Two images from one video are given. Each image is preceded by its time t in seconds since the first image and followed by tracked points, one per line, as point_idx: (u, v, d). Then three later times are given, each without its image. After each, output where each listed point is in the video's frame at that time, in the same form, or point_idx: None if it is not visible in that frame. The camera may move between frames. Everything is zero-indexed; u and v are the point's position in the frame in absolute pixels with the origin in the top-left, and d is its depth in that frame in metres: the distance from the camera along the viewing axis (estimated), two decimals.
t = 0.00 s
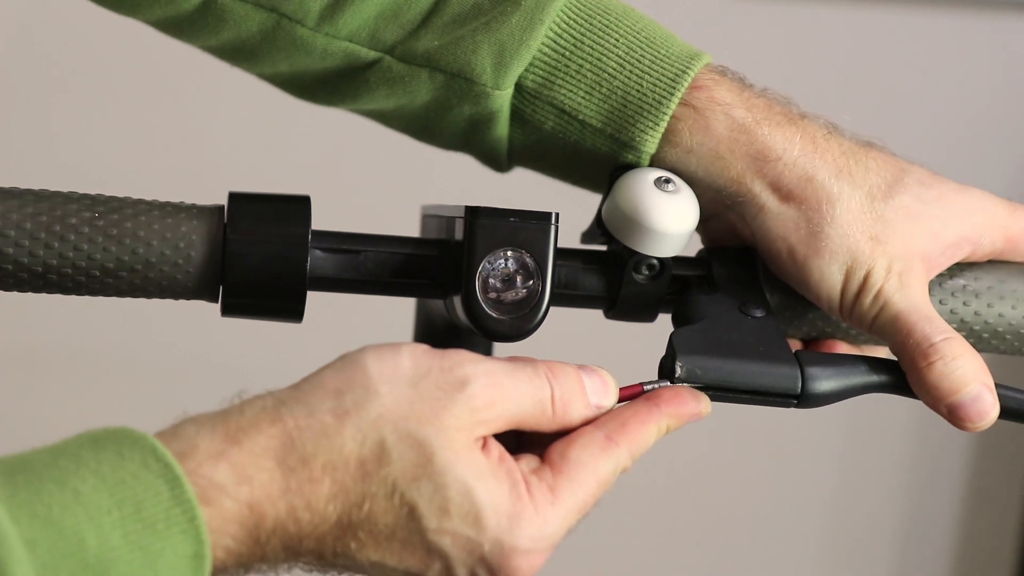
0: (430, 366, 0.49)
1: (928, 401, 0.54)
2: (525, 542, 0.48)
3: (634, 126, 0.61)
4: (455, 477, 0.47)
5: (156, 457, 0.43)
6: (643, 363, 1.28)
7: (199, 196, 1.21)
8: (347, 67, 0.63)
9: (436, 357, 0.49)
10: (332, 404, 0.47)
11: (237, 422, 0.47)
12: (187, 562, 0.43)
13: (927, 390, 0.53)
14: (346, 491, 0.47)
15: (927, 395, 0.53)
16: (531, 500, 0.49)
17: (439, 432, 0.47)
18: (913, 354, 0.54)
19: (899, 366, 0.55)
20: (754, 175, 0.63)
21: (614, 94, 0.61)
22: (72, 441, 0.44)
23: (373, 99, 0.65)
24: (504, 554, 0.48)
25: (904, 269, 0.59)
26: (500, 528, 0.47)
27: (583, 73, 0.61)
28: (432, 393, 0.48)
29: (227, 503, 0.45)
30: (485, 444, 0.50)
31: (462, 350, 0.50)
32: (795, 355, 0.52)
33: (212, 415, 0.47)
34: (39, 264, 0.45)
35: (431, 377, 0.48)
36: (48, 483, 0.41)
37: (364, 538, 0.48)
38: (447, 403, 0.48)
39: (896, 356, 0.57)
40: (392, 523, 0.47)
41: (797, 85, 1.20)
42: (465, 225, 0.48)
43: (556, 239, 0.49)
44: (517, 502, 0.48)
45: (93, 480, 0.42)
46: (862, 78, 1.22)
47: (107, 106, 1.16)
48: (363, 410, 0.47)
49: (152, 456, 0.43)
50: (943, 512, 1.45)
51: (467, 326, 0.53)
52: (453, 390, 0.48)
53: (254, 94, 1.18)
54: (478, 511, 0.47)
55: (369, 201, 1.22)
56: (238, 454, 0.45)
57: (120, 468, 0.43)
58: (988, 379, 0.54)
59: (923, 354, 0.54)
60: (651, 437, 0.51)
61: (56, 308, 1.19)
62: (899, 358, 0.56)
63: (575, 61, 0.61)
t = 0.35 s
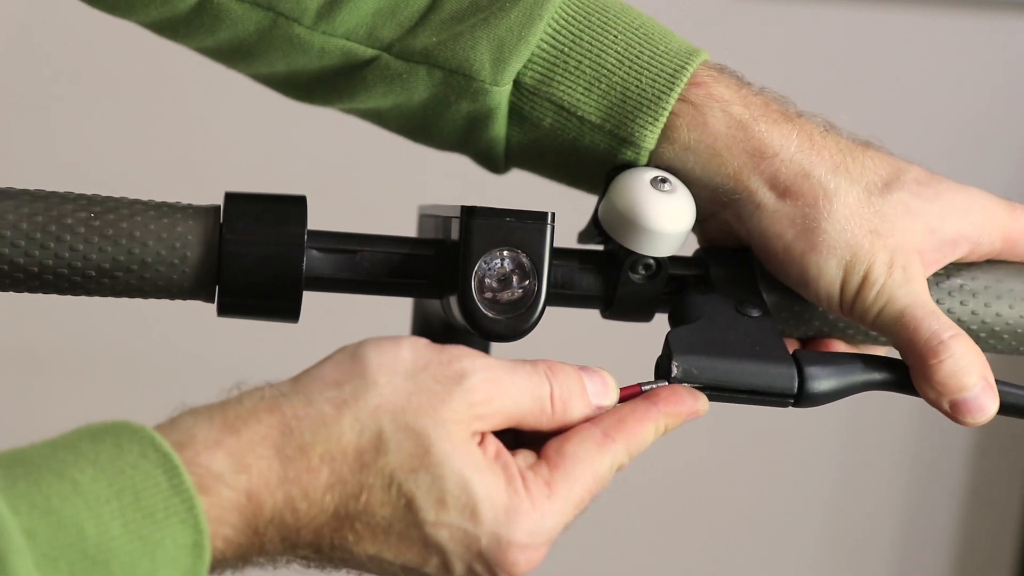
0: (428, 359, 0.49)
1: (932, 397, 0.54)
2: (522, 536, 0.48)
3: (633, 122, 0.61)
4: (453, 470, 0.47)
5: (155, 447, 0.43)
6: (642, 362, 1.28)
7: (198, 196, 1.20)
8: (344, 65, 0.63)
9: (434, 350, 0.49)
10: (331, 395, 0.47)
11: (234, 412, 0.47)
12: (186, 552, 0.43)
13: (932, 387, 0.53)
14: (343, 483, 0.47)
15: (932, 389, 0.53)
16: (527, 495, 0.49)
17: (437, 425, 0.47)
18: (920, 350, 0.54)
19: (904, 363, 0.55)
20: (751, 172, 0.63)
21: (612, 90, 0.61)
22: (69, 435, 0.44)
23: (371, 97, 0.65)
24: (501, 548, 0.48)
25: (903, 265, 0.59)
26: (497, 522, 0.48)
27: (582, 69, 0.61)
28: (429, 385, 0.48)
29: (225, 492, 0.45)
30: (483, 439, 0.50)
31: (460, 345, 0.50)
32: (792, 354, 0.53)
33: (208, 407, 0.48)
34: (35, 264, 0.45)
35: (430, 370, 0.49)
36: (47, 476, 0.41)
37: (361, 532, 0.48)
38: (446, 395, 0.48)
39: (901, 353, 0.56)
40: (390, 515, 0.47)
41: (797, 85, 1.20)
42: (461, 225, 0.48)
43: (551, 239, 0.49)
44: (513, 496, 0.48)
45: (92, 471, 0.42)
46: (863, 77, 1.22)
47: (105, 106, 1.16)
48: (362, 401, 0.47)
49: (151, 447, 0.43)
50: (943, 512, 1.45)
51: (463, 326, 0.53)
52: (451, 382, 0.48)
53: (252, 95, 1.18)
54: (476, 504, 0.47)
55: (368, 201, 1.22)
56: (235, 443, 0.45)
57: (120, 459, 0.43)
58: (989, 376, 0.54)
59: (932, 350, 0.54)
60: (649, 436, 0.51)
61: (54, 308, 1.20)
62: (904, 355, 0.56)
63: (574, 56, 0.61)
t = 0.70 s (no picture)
0: (425, 359, 0.49)
1: (936, 392, 0.56)
2: (519, 536, 0.48)
3: (633, 123, 0.61)
4: (450, 471, 0.47)
5: (152, 448, 0.43)
6: (642, 362, 1.29)
7: (199, 197, 1.21)
8: (344, 64, 0.63)
9: (433, 351, 0.50)
10: (328, 395, 0.47)
11: (232, 411, 0.47)
12: (184, 553, 0.43)
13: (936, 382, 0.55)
14: (340, 483, 0.47)
15: (938, 385, 0.55)
16: (525, 495, 0.49)
17: (435, 427, 0.47)
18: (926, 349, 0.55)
19: (911, 361, 0.56)
20: (751, 174, 0.63)
21: (612, 90, 0.61)
22: (66, 435, 0.44)
23: (371, 96, 0.65)
24: (499, 547, 0.48)
25: (904, 267, 0.59)
26: (495, 522, 0.48)
27: (582, 69, 0.61)
28: (427, 385, 0.48)
29: (222, 493, 0.45)
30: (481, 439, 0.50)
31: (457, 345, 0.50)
32: (797, 353, 0.53)
33: (207, 407, 0.48)
34: (33, 263, 0.45)
35: (429, 369, 0.49)
36: (43, 477, 0.41)
37: (359, 532, 0.48)
38: (444, 397, 0.48)
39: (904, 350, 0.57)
40: (387, 515, 0.47)
41: (796, 84, 1.20)
42: (459, 224, 0.48)
43: (549, 238, 0.49)
44: (511, 497, 0.48)
45: (89, 472, 0.42)
46: (863, 77, 1.22)
47: (106, 107, 1.17)
48: (359, 401, 0.47)
49: (147, 447, 0.43)
50: (943, 512, 1.45)
51: (461, 326, 0.53)
52: (449, 383, 0.48)
53: (253, 95, 1.19)
54: (473, 504, 0.47)
55: (369, 201, 1.23)
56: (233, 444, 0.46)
57: (116, 460, 0.43)
58: (989, 368, 0.56)
59: (939, 351, 0.55)
60: (646, 437, 0.50)
61: (57, 308, 1.20)
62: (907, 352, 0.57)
63: (574, 56, 0.61)
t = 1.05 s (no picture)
0: (403, 339, 0.49)
1: (933, 401, 0.54)
2: (495, 513, 0.47)
3: (631, 127, 0.61)
4: (424, 447, 0.46)
5: (130, 427, 0.43)
6: (641, 361, 1.29)
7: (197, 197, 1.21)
8: (341, 66, 0.63)
9: (410, 331, 0.49)
10: (303, 372, 0.47)
11: (208, 390, 0.47)
12: (167, 528, 0.43)
13: (931, 390, 0.53)
14: (316, 460, 0.46)
15: (933, 393, 0.53)
16: (501, 473, 0.48)
17: (409, 404, 0.47)
18: (916, 353, 0.54)
19: (902, 367, 0.55)
20: (751, 178, 0.63)
21: (610, 94, 0.61)
22: (44, 416, 0.44)
23: (368, 99, 0.65)
24: (474, 525, 0.47)
25: (905, 271, 0.59)
26: (470, 499, 0.47)
27: (580, 73, 0.61)
28: (401, 362, 0.48)
29: (201, 468, 0.45)
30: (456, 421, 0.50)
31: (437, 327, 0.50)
32: (790, 352, 0.53)
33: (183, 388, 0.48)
34: (33, 264, 0.45)
35: (403, 348, 0.49)
36: (23, 456, 0.41)
37: (334, 509, 0.47)
38: (416, 376, 0.48)
39: (896, 355, 0.56)
40: (362, 491, 0.47)
41: (797, 85, 1.20)
42: (460, 225, 0.48)
43: (550, 239, 0.49)
44: (486, 473, 0.48)
45: (68, 451, 0.42)
46: (863, 78, 1.22)
47: (103, 107, 1.16)
48: (336, 377, 0.47)
49: (127, 426, 0.43)
50: (942, 511, 1.45)
51: (461, 326, 0.53)
52: (423, 363, 0.48)
53: (253, 95, 1.19)
54: (448, 480, 0.46)
55: (369, 202, 1.22)
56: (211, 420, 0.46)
57: (96, 439, 0.43)
58: (991, 376, 0.54)
59: (927, 354, 0.54)
60: (630, 426, 0.50)
61: (55, 308, 1.20)
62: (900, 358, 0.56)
63: (571, 60, 0.61)
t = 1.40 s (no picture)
0: (413, 323, 0.49)
1: (933, 402, 0.54)
2: (508, 499, 0.48)
3: (628, 126, 0.61)
4: (438, 430, 0.47)
5: (134, 414, 0.43)
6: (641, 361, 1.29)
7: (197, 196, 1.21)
8: (339, 67, 0.63)
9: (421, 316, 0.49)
10: (314, 356, 0.47)
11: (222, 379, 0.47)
12: (173, 514, 0.43)
13: (930, 390, 0.54)
14: (330, 444, 0.47)
15: (933, 393, 0.53)
16: (519, 458, 0.50)
17: (422, 389, 0.47)
18: (915, 354, 0.54)
19: (902, 367, 0.55)
20: (749, 176, 0.63)
21: (607, 93, 0.61)
22: (48, 409, 0.44)
23: (366, 100, 0.65)
24: (486, 508, 0.48)
25: (902, 268, 0.59)
26: (486, 481, 0.48)
27: (577, 72, 0.61)
28: (413, 345, 0.48)
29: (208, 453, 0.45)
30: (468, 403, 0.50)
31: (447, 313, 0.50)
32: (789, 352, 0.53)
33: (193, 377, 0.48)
34: (34, 264, 0.45)
35: (414, 332, 0.49)
36: (29, 445, 0.42)
37: (349, 492, 0.48)
38: (426, 361, 0.48)
39: (895, 354, 0.56)
40: (376, 472, 0.47)
41: (797, 85, 1.20)
42: (460, 225, 0.48)
43: (551, 239, 0.49)
44: (503, 455, 0.49)
45: (72, 440, 0.42)
46: (862, 77, 1.22)
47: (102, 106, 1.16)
48: (347, 361, 0.47)
49: (130, 414, 0.43)
50: (940, 509, 1.46)
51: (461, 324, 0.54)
52: (433, 348, 0.48)
53: (252, 95, 1.18)
54: (464, 461, 0.47)
55: (369, 202, 1.22)
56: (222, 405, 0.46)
57: (100, 428, 0.43)
58: (990, 376, 0.54)
59: (926, 353, 0.54)
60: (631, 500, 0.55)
61: (54, 309, 1.20)
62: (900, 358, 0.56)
63: (569, 59, 0.61)
